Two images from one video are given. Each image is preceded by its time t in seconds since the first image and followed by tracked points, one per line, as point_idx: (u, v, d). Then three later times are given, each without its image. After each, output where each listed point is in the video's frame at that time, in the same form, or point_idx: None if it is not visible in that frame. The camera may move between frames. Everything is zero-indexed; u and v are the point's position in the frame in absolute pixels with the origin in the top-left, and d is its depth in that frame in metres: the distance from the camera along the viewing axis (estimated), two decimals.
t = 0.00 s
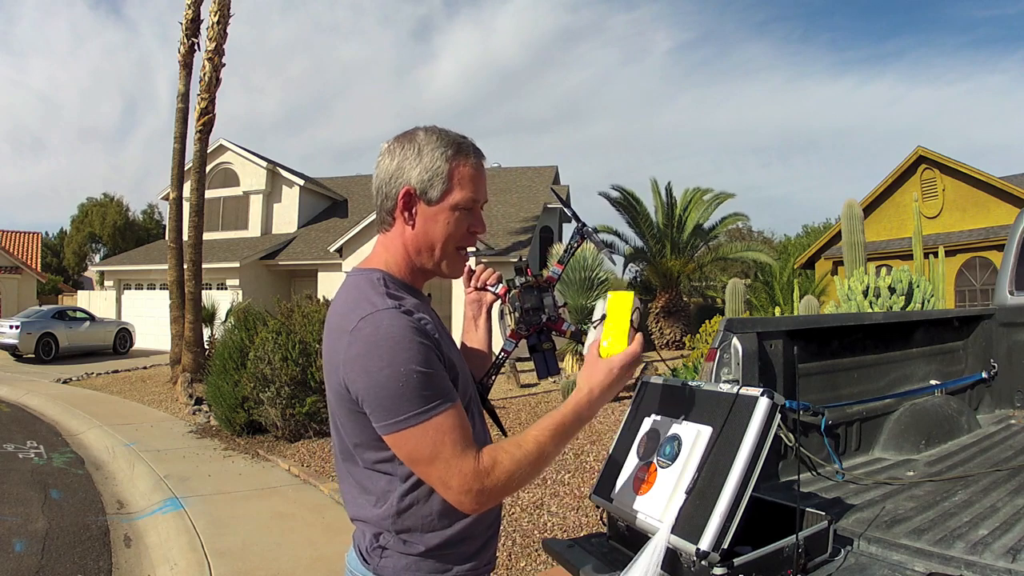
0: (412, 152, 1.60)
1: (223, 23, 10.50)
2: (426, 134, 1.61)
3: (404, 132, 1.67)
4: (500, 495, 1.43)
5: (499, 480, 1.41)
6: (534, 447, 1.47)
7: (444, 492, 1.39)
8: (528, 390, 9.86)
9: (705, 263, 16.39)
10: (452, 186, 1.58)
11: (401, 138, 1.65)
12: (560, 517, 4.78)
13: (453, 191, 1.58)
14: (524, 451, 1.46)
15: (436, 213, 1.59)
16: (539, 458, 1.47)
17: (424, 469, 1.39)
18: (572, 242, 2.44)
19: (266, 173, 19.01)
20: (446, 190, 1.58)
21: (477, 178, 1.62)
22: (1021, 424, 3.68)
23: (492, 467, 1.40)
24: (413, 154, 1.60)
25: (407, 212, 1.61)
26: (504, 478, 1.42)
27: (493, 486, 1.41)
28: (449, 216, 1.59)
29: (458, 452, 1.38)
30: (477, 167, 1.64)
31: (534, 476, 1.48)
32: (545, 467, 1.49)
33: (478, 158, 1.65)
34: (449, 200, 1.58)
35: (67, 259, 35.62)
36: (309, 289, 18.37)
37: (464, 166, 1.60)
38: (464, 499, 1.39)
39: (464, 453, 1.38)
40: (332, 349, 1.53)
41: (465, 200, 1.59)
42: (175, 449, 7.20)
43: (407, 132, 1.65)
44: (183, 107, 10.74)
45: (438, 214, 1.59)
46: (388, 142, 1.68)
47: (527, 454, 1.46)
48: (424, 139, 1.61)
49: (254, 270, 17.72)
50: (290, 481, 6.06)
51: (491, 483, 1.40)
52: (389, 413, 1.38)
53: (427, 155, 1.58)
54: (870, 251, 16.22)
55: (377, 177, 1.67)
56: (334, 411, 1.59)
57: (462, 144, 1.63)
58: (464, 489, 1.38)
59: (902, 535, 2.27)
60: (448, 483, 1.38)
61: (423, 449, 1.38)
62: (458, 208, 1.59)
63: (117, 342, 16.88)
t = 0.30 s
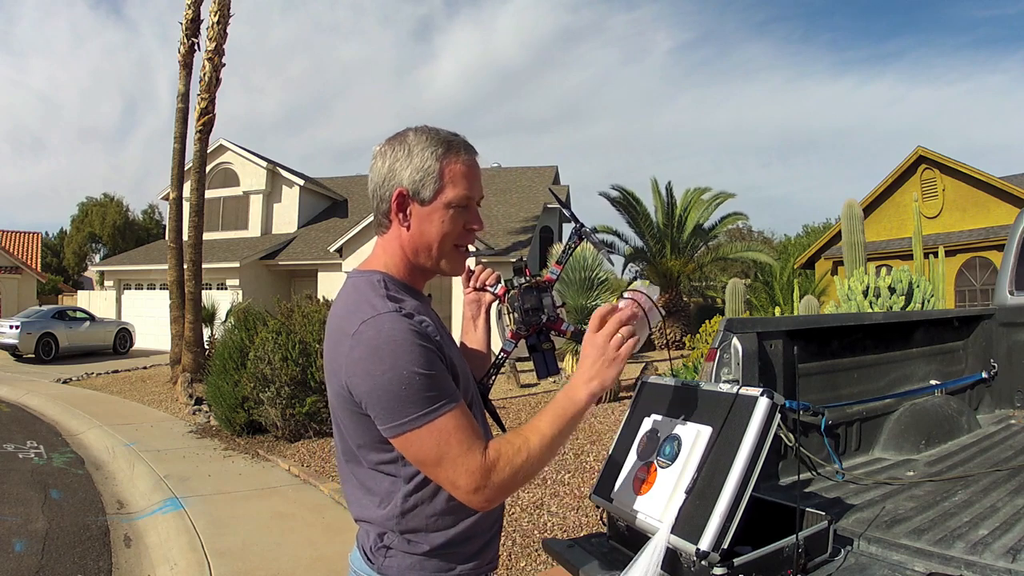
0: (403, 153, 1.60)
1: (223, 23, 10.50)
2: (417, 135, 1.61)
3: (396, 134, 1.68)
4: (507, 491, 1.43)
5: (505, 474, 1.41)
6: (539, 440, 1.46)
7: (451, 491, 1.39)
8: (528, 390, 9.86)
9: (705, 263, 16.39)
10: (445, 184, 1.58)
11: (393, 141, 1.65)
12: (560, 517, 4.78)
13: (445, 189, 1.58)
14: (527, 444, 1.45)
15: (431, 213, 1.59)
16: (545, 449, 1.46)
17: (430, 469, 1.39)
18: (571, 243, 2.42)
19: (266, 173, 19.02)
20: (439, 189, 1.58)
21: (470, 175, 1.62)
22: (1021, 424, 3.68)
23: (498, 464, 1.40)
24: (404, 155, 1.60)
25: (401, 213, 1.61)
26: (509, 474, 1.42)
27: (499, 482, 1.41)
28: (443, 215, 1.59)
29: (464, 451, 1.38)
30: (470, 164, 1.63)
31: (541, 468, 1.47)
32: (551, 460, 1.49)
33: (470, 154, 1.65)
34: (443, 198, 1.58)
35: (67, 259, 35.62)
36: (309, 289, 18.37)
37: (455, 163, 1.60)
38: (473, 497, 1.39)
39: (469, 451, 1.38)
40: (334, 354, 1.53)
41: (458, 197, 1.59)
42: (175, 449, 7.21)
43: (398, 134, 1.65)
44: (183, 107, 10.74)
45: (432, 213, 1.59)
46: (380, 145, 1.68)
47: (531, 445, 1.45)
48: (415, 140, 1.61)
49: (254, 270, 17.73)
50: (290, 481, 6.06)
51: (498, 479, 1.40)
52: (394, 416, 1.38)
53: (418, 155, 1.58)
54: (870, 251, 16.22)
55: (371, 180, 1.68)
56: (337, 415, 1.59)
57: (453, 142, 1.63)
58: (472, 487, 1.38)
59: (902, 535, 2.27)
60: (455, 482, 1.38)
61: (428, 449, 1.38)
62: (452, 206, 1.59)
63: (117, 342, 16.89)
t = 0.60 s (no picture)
0: (398, 153, 1.61)
1: (223, 23, 10.50)
2: (414, 135, 1.62)
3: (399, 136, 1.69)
4: (502, 494, 1.42)
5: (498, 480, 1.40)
6: (534, 443, 1.46)
7: (445, 494, 1.39)
8: (528, 390, 9.87)
9: (705, 263, 16.39)
10: (436, 185, 1.57)
11: (394, 141, 1.66)
12: (560, 517, 4.78)
13: (437, 189, 1.57)
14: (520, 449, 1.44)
15: (423, 212, 1.58)
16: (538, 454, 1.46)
17: (424, 471, 1.39)
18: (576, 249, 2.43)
19: (266, 173, 19.02)
20: (430, 189, 1.57)
21: (464, 176, 1.60)
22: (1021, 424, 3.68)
23: (493, 466, 1.40)
24: (399, 155, 1.61)
25: (395, 213, 1.62)
26: (502, 478, 1.41)
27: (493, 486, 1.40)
28: (435, 215, 1.58)
29: (458, 454, 1.38)
30: (465, 164, 1.62)
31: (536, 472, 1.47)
32: (547, 463, 1.48)
33: (468, 156, 1.63)
34: (434, 198, 1.58)
35: (67, 259, 35.63)
36: (309, 289, 18.36)
37: (449, 164, 1.59)
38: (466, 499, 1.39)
39: (462, 454, 1.38)
40: (329, 356, 1.54)
41: (450, 198, 1.58)
42: (175, 449, 7.20)
43: (396, 135, 1.66)
44: (183, 107, 10.74)
45: (424, 213, 1.58)
46: (380, 146, 1.70)
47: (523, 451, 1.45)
48: (410, 140, 1.61)
49: (254, 270, 17.73)
50: (290, 481, 6.06)
51: (492, 482, 1.39)
52: (387, 419, 1.38)
53: (411, 154, 1.59)
54: (870, 251, 16.22)
55: (372, 181, 1.70)
56: (334, 415, 1.59)
57: (449, 142, 1.62)
58: (467, 489, 1.38)
59: (902, 535, 2.27)
60: (449, 485, 1.38)
61: (422, 452, 1.38)
62: (443, 206, 1.57)
63: (117, 342, 16.89)
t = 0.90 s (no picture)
0: (389, 150, 1.66)
1: (223, 23, 10.50)
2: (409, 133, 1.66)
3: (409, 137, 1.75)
4: (500, 487, 1.42)
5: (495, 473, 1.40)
6: (530, 435, 1.46)
7: (442, 487, 1.39)
8: (528, 390, 9.87)
9: (705, 263, 16.39)
10: (414, 179, 1.59)
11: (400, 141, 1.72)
12: (560, 517, 4.78)
13: (415, 184, 1.59)
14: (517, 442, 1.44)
15: (401, 207, 1.61)
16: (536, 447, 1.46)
17: (421, 465, 1.39)
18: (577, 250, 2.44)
19: (266, 173, 19.02)
20: (409, 184, 1.60)
21: (443, 173, 1.59)
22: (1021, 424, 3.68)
23: (489, 458, 1.40)
24: (392, 152, 1.66)
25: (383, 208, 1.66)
26: (501, 471, 1.41)
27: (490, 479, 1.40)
28: (411, 210, 1.59)
29: (455, 446, 1.38)
30: (451, 162, 1.61)
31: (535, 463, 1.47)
32: (544, 453, 1.48)
33: (456, 154, 1.62)
34: (412, 193, 1.59)
35: (67, 259, 35.64)
36: (309, 289, 18.36)
37: (430, 159, 1.59)
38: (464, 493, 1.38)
39: (460, 446, 1.38)
40: (326, 351, 1.54)
41: (426, 193, 1.58)
42: (175, 449, 7.20)
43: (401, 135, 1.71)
44: (183, 107, 10.74)
45: (403, 207, 1.60)
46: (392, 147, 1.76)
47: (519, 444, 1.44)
48: (403, 137, 1.65)
49: (254, 270, 17.73)
50: (290, 481, 6.06)
51: (490, 476, 1.39)
52: (383, 413, 1.38)
53: (398, 151, 1.63)
54: (870, 251, 16.22)
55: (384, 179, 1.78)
56: (333, 411, 1.59)
57: (440, 140, 1.63)
58: (464, 482, 1.37)
59: (902, 535, 2.27)
60: (447, 479, 1.37)
61: (420, 445, 1.37)
62: (416, 201, 1.58)
63: (117, 342, 16.88)
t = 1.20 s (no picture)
0: (402, 151, 1.65)
1: (223, 23, 10.50)
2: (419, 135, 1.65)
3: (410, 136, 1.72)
4: (439, 531, 1.38)
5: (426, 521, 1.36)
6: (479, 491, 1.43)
7: (383, 505, 1.36)
8: (528, 390, 9.89)
9: (705, 263, 16.39)
10: (431, 184, 1.59)
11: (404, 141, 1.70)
12: (560, 517, 4.78)
13: (432, 188, 1.58)
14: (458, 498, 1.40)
15: (417, 210, 1.60)
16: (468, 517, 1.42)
17: (373, 478, 1.37)
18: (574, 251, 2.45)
19: (266, 173, 19.01)
20: (425, 187, 1.59)
21: (461, 177, 1.59)
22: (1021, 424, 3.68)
23: (430, 501, 1.35)
24: (402, 153, 1.64)
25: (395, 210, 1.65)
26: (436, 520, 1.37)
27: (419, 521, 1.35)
28: (428, 215, 1.59)
29: (415, 473, 1.36)
30: (466, 166, 1.61)
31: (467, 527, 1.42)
32: (480, 521, 1.44)
33: (471, 158, 1.63)
34: (429, 197, 1.59)
35: (67, 259, 35.62)
36: (309, 289, 18.36)
37: (446, 163, 1.59)
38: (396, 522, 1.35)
39: (416, 477, 1.35)
40: (330, 347, 1.55)
41: (443, 198, 1.58)
42: (175, 448, 7.20)
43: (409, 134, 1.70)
44: (183, 107, 10.74)
45: (418, 211, 1.60)
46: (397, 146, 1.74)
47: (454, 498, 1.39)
48: (415, 139, 1.64)
49: (254, 270, 17.73)
50: (290, 481, 6.06)
51: (433, 516, 1.36)
52: (362, 417, 1.37)
53: (412, 153, 1.61)
54: (870, 251, 16.22)
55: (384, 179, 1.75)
56: (332, 408, 1.59)
57: (454, 143, 1.62)
58: (408, 511, 1.34)
59: (902, 535, 2.27)
60: (390, 503, 1.35)
61: (376, 462, 1.36)
62: (436, 205, 1.58)
63: (117, 342, 16.89)
